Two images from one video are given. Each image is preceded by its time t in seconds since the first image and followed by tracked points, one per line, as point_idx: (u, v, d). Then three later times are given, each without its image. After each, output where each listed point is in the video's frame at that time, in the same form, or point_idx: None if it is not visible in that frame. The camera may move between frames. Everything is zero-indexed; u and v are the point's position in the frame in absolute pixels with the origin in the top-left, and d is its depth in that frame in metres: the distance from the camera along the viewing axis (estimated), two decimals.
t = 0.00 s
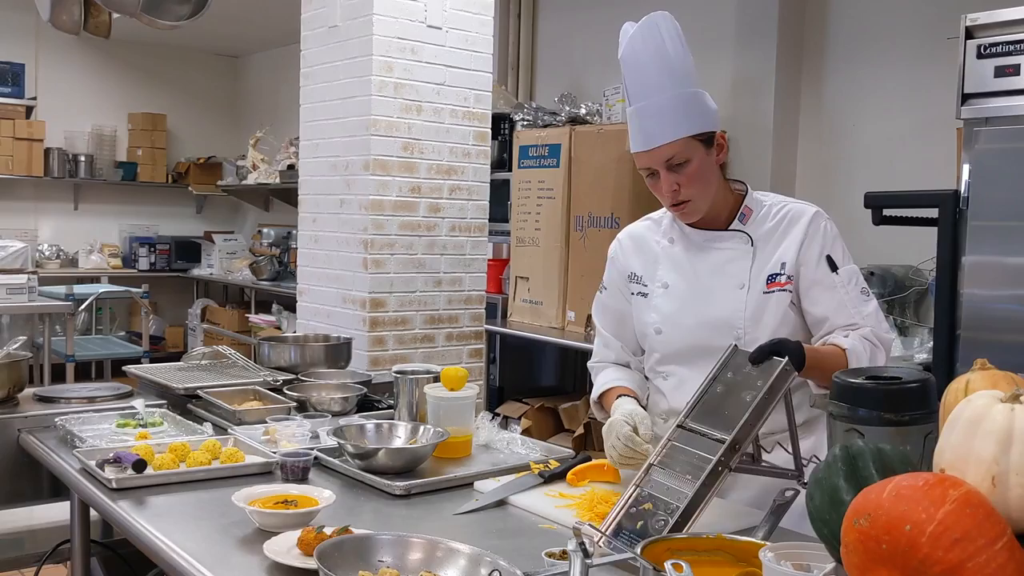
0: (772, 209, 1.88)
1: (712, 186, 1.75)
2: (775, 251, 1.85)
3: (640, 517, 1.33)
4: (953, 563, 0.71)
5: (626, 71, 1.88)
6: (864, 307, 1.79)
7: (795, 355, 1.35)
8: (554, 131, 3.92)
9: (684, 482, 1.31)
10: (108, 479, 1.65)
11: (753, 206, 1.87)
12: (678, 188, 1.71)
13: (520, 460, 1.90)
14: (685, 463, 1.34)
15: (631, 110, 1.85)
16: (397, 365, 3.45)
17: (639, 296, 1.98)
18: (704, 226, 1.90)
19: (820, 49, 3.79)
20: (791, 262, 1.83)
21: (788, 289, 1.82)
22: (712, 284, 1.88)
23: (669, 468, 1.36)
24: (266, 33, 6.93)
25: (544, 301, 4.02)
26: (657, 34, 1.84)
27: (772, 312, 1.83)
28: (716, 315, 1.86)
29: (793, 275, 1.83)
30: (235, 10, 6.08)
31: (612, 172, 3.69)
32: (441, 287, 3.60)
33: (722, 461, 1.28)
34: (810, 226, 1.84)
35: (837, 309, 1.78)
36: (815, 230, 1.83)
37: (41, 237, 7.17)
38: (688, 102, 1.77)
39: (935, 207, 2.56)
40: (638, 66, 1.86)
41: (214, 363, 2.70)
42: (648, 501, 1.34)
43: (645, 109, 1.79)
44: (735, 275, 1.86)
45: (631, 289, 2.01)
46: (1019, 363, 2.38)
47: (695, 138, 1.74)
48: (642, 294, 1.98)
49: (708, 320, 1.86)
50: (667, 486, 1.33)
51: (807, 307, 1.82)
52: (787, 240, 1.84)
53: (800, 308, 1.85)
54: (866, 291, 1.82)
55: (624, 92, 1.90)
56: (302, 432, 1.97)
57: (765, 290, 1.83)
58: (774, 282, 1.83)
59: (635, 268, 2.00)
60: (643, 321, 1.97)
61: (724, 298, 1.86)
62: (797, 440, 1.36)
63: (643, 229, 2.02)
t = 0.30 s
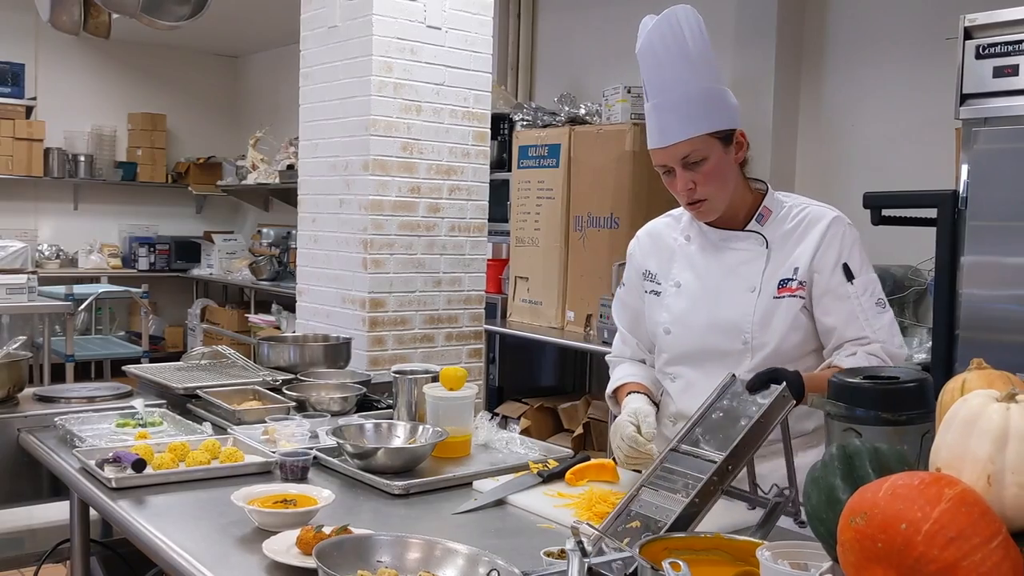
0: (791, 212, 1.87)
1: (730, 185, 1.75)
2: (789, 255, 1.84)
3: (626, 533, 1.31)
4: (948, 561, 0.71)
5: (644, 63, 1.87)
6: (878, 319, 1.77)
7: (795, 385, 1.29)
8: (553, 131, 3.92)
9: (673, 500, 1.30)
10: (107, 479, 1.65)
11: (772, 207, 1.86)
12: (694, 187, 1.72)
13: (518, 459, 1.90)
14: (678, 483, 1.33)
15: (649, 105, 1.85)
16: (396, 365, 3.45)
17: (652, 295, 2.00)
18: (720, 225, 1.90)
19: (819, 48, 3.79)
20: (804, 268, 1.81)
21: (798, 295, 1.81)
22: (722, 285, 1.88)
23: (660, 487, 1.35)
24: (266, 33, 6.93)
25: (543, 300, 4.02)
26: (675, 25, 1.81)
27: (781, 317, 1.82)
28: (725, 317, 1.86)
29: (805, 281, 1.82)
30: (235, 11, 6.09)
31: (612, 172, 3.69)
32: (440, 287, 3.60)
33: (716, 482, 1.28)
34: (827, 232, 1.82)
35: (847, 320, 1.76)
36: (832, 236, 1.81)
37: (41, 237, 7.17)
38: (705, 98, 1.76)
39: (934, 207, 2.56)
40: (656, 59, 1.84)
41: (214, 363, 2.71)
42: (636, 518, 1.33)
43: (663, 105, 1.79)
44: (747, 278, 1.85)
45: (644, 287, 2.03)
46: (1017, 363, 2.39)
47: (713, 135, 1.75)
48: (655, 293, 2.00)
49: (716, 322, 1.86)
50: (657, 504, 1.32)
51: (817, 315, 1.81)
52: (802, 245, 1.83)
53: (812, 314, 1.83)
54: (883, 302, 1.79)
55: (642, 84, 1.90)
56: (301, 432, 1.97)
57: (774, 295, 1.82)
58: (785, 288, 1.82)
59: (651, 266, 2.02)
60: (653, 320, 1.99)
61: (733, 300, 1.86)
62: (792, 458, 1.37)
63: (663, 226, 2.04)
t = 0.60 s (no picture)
0: (800, 216, 1.86)
1: (732, 188, 1.74)
2: (796, 261, 1.83)
3: (621, 539, 1.30)
4: (940, 560, 0.72)
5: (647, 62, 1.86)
6: (887, 330, 1.76)
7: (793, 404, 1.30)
8: (549, 132, 3.92)
9: (668, 510, 1.30)
10: (103, 479, 1.65)
11: (781, 210, 1.85)
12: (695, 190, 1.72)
13: (514, 460, 1.90)
14: (675, 494, 1.33)
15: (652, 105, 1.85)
16: (392, 365, 3.45)
17: (658, 296, 2.02)
18: (728, 227, 1.90)
19: (815, 49, 3.80)
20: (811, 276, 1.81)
21: (804, 303, 1.81)
22: (727, 290, 1.88)
23: (656, 496, 1.35)
24: (262, 33, 6.92)
25: (539, 300, 4.02)
26: (678, 25, 1.80)
27: (785, 324, 1.82)
28: (729, 323, 1.86)
29: (810, 289, 1.81)
30: (231, 10, 6.09)
31: (608, 172, 3.69)
32: (436, 287, 3.60)
33: (714, 495, 1.27)
34: (837, 239, 1.81)
35: (853, 331, 1.76)
36: (841, 243, 1.80)
37: (37, 238, 7.16)
38: (708, 102, 1.76)
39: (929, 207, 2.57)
40: (659, 58, 1.83)
41: (209, 363, 2.70)
42: (630, 524, 1.32)
43: (665, 108, 1.79)
44: (753, 283, 1.86)
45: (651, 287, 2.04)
46: (1011, 363, 2.39)
47: (716, 139, 1.75)
48: (661, 294, 2.01)
49: (719, 327, 1.87)
50: (652, 512, 1.32)
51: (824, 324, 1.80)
52: (809, 252, 1.82)
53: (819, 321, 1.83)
54: (893, 312, 1.78)
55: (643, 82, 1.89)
56: (296, 433, 1.97)
57: (779, 301, 1.82)
58: (790, 295, 1.82)
59: (658, 267, 2.03)
60: (659, 321, 2.00)
61: (738, 305, 1.86)
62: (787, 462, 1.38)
63: (673, 225, 2.04)
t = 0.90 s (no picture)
0: (798, 218, 1.85)
1: (727, 194, 1.74)
2: (794, 266, 1.83)
3: (615, 538, 1.29)
4: (934, 559, 0.72)
5: (642, 64, 1.84)
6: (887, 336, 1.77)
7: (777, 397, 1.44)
8: (544, 131, 3.92)
9: (663, 509, 1.30)
10: (97, 479, 1.65)
11: (778, 212, 1.85)
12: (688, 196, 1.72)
13: (509, 459, 1.90)
14: (669, 493, 1.33)
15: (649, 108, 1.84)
16: (387, 365, 3.45)
17: (656, 298, 2.01)
18: (726, 229, 1.89)
19: (810, 49, 3.80)
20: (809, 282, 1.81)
21: (802, 309, 1.81)
22: (725, 294, 1.87)
23: (652, 494, 1.35)
24: (257, 33, 6.91)
25: (535, 300, 4.02)
26: (675, 28, 1.78)
27: (782, 329, 1.82)
28: (726, 327, 1.86)
29: (809, 295, 1.81)
30: (226, 10, 6.07)
31: (603, 171, 3.69)
32: (431, 286, 3.60)
33: (707, 495, 1.29)
34: (834, 244, 1.82)
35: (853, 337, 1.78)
36: (838, 248, 1.81)
37: (30, 238, 7.14)
38: (705, 108, 1.75)
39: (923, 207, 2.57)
40: (656, 61, 1.81)
41: (204, 363, 2.70)
42: (624, 523, 1.32)
43: (661, 113, 1.79)
44: (751, 287, 1.85)
45: (648, 288, 2.04)
46: (1006, 362, 2.39)
47: (712, 145, 1.73)
48: (658, 296, 2.00)
49: (717, 332, 1.87)
50: (647, 511, 1.32)
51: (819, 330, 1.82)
52: (807, 256, 1.82)
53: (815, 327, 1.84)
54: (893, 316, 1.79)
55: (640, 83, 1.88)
56: (291, 433, 1.97)
57: (777, 307, 1.82)
58: (789, 301, 1.82)
59: (655, 268, 2.02)
60: (656, 323, 2.00)
61: (736, 310, 1.86)
62: (782, 460, 1.38)
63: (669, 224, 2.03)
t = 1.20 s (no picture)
0: (765, 234, 1.83)
1: (702, 209, 1.74)
2: (756, 286, 1.82)
3: (606, 538, 1.28)
4: (924, 560, 0.72)
5: (620, 73, 1.83)
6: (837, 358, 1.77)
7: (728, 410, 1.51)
8: (534, 131, 3.92)
9: (654, 510, 1.29)
10: (86, 481, 1.64)
11: (747, 228, 1.83)
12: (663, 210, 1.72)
13: (500, 460, 1.90)
14: (659, 494, 1.33)
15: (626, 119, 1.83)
16: (378, 365, 3.44)
17: (636, 305, 2.02)
18: (700, 244, 1.89)
19: (799, 49, 3.81)
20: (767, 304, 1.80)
21: (757, 331, 1.81)
22: (695, 312, 1.89)
23: (642, 496, 1.35)
24: (246, 32, 6.89)
25: (525, 299, 4.02)
26: (657, 38, 1.77)
27: (742, 351, 1.83)
28: (695, 346, 1.88)
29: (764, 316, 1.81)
30: (215, 9, 6.05)
31: (593, 171, 3.69)
32: (422, 286, 3.59)
33: (700, 495, 1.28)
34: (792, 265, 1.79)
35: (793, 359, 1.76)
36: (792, 270, 1.78)
37: (18, 238, 7.10)
38: (685, 121, 1.75)
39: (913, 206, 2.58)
40: (636, 70, 1.80)
41: (193, 364, 2.69)
42: (614, 524, 1.31)
43: (640, 124, 1.78)
44: (718, 306, 1.85)
45: (629, 295, 2.04)
46: (995, 360, 2.40)
47: (688, 159, 1.73)
48: (638, 304, 2.01)
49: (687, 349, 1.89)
50: (638, 512, 1.31)
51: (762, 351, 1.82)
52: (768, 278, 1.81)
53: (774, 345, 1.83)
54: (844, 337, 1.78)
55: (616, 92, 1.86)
56: (281, 434, 1.96)
57: (736, 329, 1.82)
58: (746, 322, 1.82)
59: (635, 275, 2.02)
60: (636, 330, 2.01)
61: (703, 329, 1.87)
62: (773, 459, 1.38)
63: (650, 231, 2.02)
